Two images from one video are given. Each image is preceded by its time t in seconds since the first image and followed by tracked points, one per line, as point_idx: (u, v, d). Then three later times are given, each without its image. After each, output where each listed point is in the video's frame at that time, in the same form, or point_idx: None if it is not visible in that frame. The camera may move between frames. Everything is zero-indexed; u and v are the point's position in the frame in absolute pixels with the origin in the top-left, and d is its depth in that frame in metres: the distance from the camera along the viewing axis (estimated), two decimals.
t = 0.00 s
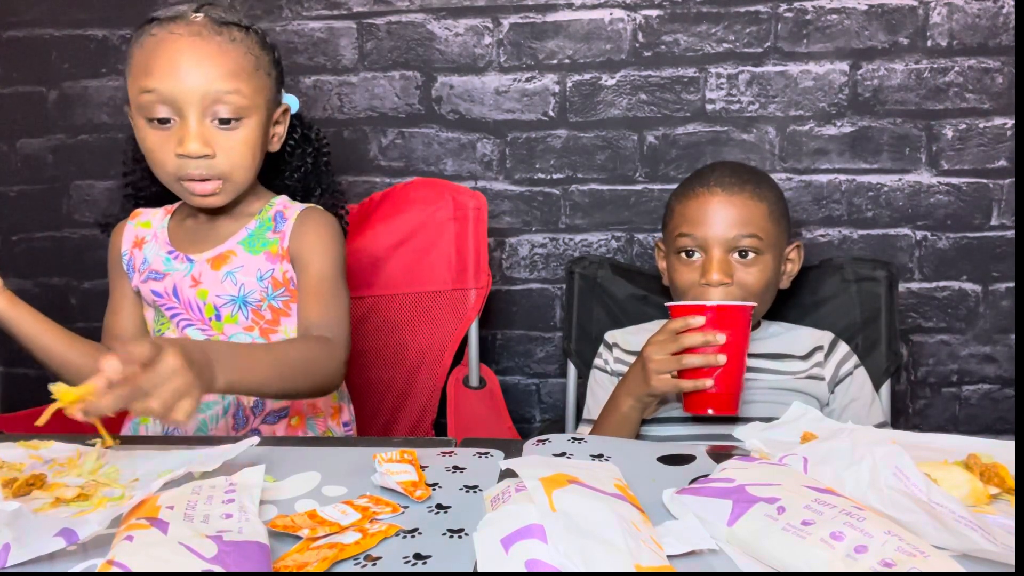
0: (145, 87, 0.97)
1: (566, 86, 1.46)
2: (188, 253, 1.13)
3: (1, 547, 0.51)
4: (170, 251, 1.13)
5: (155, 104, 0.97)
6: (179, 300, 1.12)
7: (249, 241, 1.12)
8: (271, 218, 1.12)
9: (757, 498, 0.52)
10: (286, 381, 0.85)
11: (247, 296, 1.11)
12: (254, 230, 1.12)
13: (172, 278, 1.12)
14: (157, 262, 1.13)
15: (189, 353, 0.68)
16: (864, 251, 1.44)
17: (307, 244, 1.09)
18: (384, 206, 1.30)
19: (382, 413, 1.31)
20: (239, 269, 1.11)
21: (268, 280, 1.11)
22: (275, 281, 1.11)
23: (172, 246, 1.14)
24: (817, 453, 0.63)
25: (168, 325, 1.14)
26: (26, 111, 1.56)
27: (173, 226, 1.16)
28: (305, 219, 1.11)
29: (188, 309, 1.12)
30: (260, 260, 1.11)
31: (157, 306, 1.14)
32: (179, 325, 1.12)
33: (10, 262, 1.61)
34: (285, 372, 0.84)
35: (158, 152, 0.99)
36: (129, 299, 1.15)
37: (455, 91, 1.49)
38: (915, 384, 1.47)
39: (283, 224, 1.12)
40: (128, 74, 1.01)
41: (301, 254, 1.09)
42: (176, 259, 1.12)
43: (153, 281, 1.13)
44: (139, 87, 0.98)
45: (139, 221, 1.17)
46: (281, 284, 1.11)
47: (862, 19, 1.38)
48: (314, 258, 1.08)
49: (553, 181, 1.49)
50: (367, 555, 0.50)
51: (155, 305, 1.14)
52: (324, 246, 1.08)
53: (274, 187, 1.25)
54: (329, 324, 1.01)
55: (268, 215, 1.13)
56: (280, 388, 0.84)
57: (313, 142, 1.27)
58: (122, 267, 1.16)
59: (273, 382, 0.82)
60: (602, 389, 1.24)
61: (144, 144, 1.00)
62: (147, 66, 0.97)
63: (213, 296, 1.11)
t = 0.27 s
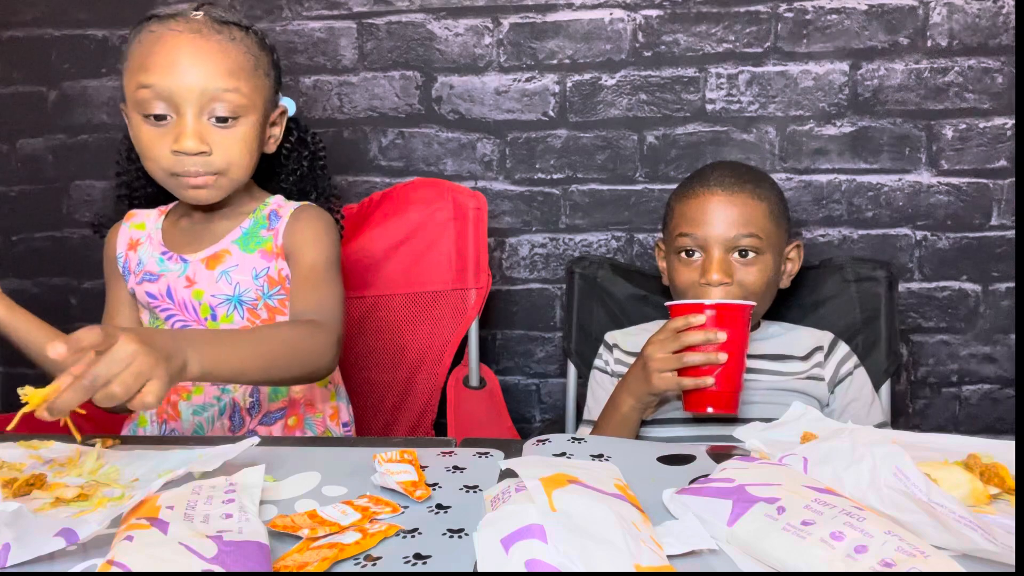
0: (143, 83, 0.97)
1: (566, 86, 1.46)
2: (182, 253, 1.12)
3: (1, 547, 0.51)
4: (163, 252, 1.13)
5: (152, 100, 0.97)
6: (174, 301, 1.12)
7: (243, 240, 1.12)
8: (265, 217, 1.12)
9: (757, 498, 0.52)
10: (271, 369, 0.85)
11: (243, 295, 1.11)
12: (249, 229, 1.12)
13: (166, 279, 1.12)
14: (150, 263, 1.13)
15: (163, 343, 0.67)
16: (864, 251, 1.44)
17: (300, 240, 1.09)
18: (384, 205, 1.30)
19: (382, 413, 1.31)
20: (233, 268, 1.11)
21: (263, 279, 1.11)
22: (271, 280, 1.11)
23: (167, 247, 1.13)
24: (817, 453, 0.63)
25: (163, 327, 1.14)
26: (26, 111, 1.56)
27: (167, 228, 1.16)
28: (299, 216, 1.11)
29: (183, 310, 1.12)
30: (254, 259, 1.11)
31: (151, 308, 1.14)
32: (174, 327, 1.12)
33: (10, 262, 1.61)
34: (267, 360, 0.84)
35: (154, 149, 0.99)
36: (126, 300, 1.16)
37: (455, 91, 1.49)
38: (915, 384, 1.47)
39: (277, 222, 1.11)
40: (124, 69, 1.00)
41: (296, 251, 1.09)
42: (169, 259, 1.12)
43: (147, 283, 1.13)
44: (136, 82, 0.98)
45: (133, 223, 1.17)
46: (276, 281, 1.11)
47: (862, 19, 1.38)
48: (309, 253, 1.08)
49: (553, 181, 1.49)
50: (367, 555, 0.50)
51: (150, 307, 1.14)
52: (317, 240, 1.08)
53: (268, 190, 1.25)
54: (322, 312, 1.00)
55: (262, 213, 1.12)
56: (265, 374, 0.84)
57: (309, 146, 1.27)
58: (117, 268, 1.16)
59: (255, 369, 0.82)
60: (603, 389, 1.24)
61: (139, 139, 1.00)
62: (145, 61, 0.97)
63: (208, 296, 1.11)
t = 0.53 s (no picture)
0: (136, 84, 0.97)
1: (566, 86, 1.46)
2: (183, 254, 1.12)
3: (1, 547, 0.51)
4: (165, 252, 1.13)
5: (144, 101, 0.97)
6: (175, 302, 1.12)
7: (245, 240, 1.12)
8: (268, 217, 1.12)
9: (757, 498, 0.52)
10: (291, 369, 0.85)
11: (245, 295, 1.11)
12: (251, 229, 1.12)
13: (168, 280, 1.12)
14: (151, 264, 1.13)
15: (193, 345, 0.66)
16: (864, 251, 1.44)
17: (305, 239, 1.09)
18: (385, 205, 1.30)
19: (382, 413, 1.31)
20: (235, 269, 1.11)
21: (266, 279, 1.11)
22: (273, 280, 1.11)
23: (168, 247, 1.13)
24: (817, 454, 0.63)
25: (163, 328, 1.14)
26: (26, 111, 1.56)
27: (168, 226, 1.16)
28: (300, 214, 1.11)
29: (184, 310, 1.12)
30: (257, 259, 1.11)
31: (152, 308, 1.14)
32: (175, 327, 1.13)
33: (10, 262, 1.61)
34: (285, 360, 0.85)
35: (147, 150, 0.98)
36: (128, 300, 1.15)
37: (455, 91, 1.49)
38: (915, 384, 1.47)
39: (280, 223, 1.12)
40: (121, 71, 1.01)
41: (298, 250, 1.09)
42: (171, 259, 1.12)
43: (149, 283, 1.13)
44: (131, 84, 0.98)
45: (133, 222, 1.17)
46: (280, 283, 1.11)
47: (862, 19, 1.38)
48: (314, 252, 1.08)
49: (553, 181, 1.49)
50: (367, 555, 0.50)
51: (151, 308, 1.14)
52: (324, 239, 1.09)
53: (270, 188, 1.25)
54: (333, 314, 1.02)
55: (264, 213, 1.12)
56: (284, 374, 0.84)
57: (313, 145, 1.27)
58: (117, 268, 1.16)
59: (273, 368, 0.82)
60: (605, 390, 1.24)
61: (135, 141, 1.00)
62: (139, 63, 0.97)
63: (210, 296, 1.11)
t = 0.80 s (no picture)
0: (123, 79, 0.97)
1: (566, 86, 1.46)
2: (184, 251, 1.13)
3: (1, 547, 0.51)
4: (165, 250, 1.13)
5: (131, 97, 0.97)
6: (176, 300, 1.12)
7: (245, 238, 1.12)
8: (268, 214, 1.12)
9: (757, 498, 0.52)
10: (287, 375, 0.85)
11: (246, 294, 1.11)
12: (251, 226, 1.12)
13: (168, 277, 1.12)
14: (152, 262, 1.13)
15: (193, 353, 0.66)
16: (864, 251, 1.44)
17: (307, 237, 1.09)
18: (385, 205, 1.30)
19: (382, 413, 1.31)
20: (236, 267, 1.11)
21: (267, 277, 1.11)
22: (274, 279, 1.11)
23: (168, 245, 1.13)
24: (817, 454, 0.63)
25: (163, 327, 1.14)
26: (26, 111, 1.56)
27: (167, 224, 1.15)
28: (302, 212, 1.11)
29: (185, 309, 1.12)
30: (258, 258, 1.11)
31: (152, 306, 1.14)
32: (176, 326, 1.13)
33: (10, 263, 1.61)
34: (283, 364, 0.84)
35: (136, 147, 0.98)
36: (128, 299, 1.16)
37: (455, 91, 1.49)
38: (915, 384, 1.47)
39: (282, 220, 1.11)
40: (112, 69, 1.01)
41: (300, 249, 1.09)
42: (172, 257, 1.12)
43: (149, 281, 1.13)
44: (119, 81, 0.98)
45: (133, 220, 1.17)
46: (280, 281, 1.12)
47: (862, 19, 1.38)
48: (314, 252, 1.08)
49: (553, 181, 1.49)
50: (367, 555, 0.50)
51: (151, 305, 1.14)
52: (325, 238, 1.09)
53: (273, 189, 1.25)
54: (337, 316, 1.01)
55: (265, 210, 1.12)
56: (279, 378, 0.84)
57: (316, 145, 1.27)
58: (116, 266, 1.16)
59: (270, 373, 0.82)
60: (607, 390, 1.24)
61: (126, 138, 1.00)
62: (126, 59, 0.98)
63: (211, 295, 1.11)
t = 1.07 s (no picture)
0: (120, 75, 0.97)
1: (566, 86, 1.46)
2: (183, 250, 1.12)
3: (1, 547, 0.51)
4: (164, 249, 1.13)
5: (129, 92, 0.97)
6: (177, 300, 1.12)
7: (246, 237, 1.11)
8: (270, 214, 1.12)
9: (757, 498, 0.52)
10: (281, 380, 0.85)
11: (247, 294, 1.11)
12: (252, 226, 1.12)
13: (168, 277, 1.12)
14: (151, 262, 1.13)
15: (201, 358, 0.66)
16: (864, 251, 1.44)
17: (312, 246, 1.09)
18: (385, 205, 1.30)
19: (381, 413, 1.31)
20: (237, 266, 1.11)
21: (269, 278, 1.11)
22: (276, 279, 1.11)
23: (166, 243, 1.13)
24: (817, 454, 0.62)
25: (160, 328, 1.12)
26: (26, 111, 1.56)
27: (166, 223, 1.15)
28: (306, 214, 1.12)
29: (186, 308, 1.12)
30: (260, 257, 1.11)
31: (151, 306, 1.13)
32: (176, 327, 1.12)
33: (10, 263, 1.61)
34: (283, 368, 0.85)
35: (134, 142, 0.98)
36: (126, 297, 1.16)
37: (455, 91, 1.49)
38: (915, 384, 1.47)
39: (284, 220, 1.12)
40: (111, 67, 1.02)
41: (304, 254, 1.09)
42: (171, 256, 1.12)
43: (150, 281, 1.12)
44: (117, 76, 0.98)
45: (130, 218, 1.17)
46: (282, 281, 1.11)
47: (862, 19, 1.38)
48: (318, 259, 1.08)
49: (553, 181, 1.49)
50: (367, 555, 0.50)
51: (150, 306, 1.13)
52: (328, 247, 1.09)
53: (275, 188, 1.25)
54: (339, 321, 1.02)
55: (267, 209, 1.12)
56: (276, 380, 0.84)
57: (319, 144, 1.26)
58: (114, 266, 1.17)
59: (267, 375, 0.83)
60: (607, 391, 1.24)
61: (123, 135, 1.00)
62: (124, 54, 0.98)
63: (212, 295, 1.11)
